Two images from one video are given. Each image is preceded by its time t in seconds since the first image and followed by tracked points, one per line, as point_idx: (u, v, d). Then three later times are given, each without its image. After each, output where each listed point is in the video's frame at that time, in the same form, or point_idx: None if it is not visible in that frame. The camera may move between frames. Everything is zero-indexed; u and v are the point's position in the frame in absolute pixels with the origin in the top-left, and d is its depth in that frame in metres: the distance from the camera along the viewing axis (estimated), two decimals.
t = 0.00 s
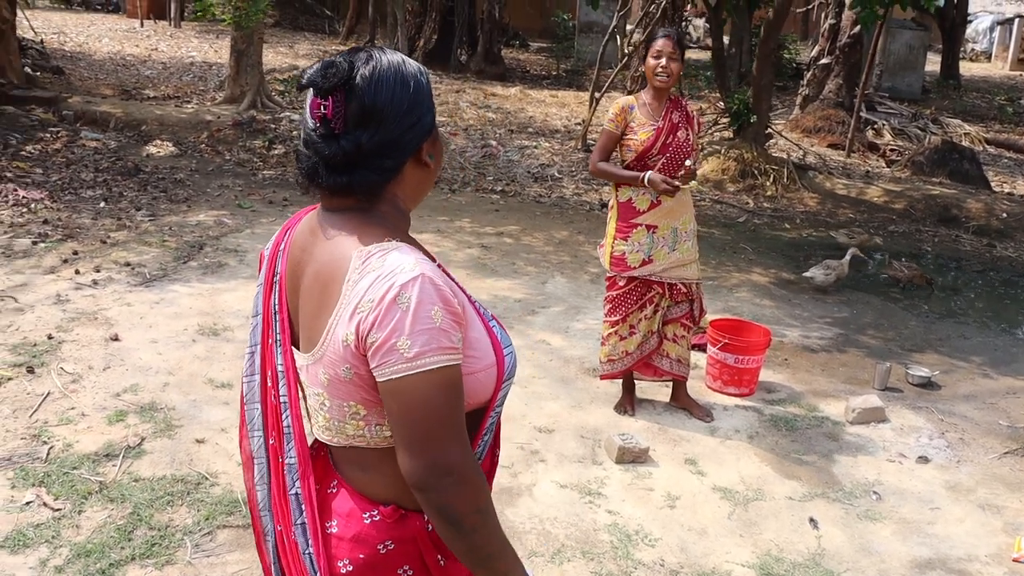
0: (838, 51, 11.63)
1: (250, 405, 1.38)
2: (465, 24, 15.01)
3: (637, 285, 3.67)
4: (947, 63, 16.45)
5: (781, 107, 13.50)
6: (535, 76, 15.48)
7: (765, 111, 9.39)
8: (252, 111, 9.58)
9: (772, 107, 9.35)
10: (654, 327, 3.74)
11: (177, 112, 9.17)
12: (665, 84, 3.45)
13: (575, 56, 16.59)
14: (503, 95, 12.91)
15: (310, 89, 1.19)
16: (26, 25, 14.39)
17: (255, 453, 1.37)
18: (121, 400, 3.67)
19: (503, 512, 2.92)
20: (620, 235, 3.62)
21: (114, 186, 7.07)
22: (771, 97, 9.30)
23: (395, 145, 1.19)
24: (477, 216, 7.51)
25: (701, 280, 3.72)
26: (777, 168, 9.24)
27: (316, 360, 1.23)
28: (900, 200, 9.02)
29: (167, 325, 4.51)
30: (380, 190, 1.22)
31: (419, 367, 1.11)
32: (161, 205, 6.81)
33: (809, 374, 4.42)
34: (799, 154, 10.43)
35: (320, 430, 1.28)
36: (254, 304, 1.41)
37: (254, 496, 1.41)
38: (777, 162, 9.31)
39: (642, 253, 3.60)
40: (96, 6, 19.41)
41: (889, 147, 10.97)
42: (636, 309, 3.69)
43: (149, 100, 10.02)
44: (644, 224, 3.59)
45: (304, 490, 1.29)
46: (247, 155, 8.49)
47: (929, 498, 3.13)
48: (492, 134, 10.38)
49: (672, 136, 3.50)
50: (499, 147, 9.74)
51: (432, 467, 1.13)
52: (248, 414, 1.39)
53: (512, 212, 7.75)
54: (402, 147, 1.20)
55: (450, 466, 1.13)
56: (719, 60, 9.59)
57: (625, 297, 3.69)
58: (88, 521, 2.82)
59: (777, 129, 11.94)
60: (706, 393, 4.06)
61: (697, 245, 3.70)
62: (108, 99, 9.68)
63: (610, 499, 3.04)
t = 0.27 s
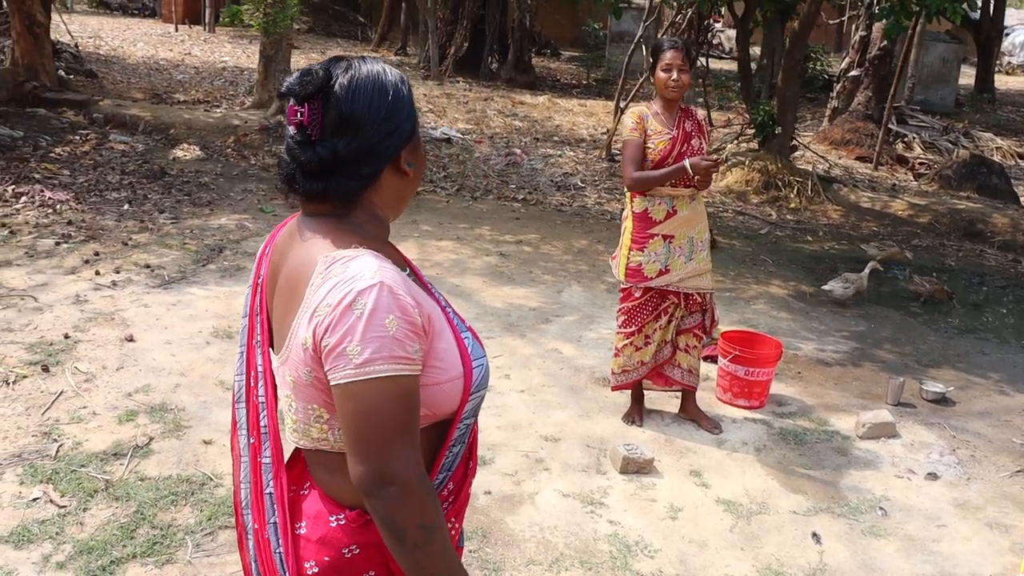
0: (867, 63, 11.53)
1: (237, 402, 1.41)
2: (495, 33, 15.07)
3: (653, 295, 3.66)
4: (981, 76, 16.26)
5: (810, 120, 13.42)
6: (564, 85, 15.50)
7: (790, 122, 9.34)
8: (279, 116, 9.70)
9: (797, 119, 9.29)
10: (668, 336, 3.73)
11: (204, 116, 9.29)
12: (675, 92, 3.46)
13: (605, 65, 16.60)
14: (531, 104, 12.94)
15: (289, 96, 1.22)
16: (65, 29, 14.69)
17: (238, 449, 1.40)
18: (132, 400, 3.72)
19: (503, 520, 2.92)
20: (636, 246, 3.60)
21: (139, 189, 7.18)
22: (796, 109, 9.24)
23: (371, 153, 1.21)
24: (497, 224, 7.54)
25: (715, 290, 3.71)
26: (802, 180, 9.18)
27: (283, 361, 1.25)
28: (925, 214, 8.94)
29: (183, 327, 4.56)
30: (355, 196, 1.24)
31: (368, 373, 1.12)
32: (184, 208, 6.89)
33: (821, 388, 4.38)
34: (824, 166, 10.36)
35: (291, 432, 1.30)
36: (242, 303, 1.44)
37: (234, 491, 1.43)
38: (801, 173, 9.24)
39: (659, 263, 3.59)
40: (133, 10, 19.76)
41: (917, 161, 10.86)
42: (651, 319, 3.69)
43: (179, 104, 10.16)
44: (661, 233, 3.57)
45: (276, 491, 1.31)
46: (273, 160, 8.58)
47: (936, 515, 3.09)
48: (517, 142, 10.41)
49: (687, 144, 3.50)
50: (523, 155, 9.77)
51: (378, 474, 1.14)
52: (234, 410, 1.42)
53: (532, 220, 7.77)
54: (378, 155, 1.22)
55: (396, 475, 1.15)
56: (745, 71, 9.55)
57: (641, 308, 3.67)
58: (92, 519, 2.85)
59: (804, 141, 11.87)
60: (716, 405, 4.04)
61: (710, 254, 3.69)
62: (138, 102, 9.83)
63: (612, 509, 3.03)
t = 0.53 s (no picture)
0: (901, 72, 11.40)
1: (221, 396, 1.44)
2: (528, 37, 15.10)
3: (666, 301, 3.65)
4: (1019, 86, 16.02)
5: (842, 128, 13.31)
6: (595, 90, 15.50)
7: (818, 130, 9.26)
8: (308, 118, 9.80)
9: (825, 127, 9.21)
10: (682, 343, 3.72)
11: (234, 116, 9.40)
12: (692, 99, 3.44)
13: (636, 71, 16.57)
14: (560, 108, 12.95)
15: (258, 97, 1.24)
16: (104, 29, 14.99)
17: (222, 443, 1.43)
18: (147, 394, 3.77)
19: (507, 522, 2.93)
20: (649, 252, 3.60)
21: (167, 187, 7.28)
22: (824, 116, 9.17)
23: (339, 153, 1.23)
24: (520, 227, 7.55)
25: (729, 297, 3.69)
26: (829, 189, 9.11)
27: (252, 358, 1.27)
28: (954, 225, 8.85)
29: (201, 323, 4.62)
30: (324, 196, 1.26)
31: (328, 373, 1.14)
32: (209, 206, 6.98)
33: (836, 398, 4.34)
34: (852, 175, 10.25)
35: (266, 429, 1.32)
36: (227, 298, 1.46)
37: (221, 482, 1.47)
38: (829, 182, 9.16)
39: (671, 269, 3.58)
40: (171, 12, 20.10)
41: (949, 171, 10.71)
42: (664, 325, 3.67)
43: (210, 104, 10.30)
44: (674, 239, 3.56)
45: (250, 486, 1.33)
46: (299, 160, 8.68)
47: (946, 528, 3.05)
48: (544, 146, 10.43)
49: (701, 151, 3.49)
50: (549, 159, 9.78)
51: (339, 473, 1.17)
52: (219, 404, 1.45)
53: (555, 224, 7.77)
54: (346, 155, 1.23)
55: (358, 473, 1.17)
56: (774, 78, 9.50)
57: (655, 314, 3.66)
58: (101, 509, 2.90)
59: (834, 150, 11.77)
60: (728, 413, 4.01)
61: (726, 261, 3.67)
62: (170, 102, 9.99)
63: (616, 513, 3.03)
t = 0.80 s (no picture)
0: (910, 76, 11.35)
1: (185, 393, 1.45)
2: (539, 39, 15.11)
3: (654, 302, 3.65)
4: None
5: (851, 133, 13.28)
6: (605, 93, 15.50)
7: (824, 134, 9.24)
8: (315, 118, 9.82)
9: (831, 131, 9.19)
10: (671, 344, 3.70)
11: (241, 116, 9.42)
12: (690, 103, 3.42)
13: (647, 74, 16.55)
14: (569, 111, 12.95)
15: (209, 95, 1.24)
16: (116, 29, 15.08)
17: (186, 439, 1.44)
18: (144, 391, 3.78)
19: (497, 522, 2.93)
20: (638, 251, 3.61)
21: (172, 185, 7.30)
22: (830, 120, 9.14)
23: (293, 150, 1.23)
24: (523, 229, 7.54)
25: (719, 300, 3.66)
26: (834, 193, 9.08)
27: (206, 357, 1.27)
28: (960, 230, 8.83)
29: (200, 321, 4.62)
30: (279, 194, 1.26)
31: (278, 370, 1.14)
32: (214, 205, 6.99)
33: (833, 401, 4.32)
34: (859, 179, 10.22)
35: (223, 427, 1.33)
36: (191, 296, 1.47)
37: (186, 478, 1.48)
38: (834, 186, 9.13)
39: (659, 270, 3.57)
40: (184, 12, 20.21)
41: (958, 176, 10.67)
42: (652, 326, 3.67)
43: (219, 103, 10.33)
44: (662, 240, 3.56)
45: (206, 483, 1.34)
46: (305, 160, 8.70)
47: (938, 533, 3.04)
48: (551, 148, 10.43)
49: (693, 153, 3.48)
50: (555, 161, 9.78)
51: (294, 471, 1.17)
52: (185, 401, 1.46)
53: (559, 226, 7.76)
54: (299, 152, 1.23)
55: (312, 470, 1.17)
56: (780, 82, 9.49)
57: (643, 314, 3.67)
58: (93, 505, 2.90)
59: (842, 155, 11.74)
60: (723, 415, 4.00)
61: (717, 265, 3.64)
62: (179, 101, 10.01)
63: (607, 514, 3.02)
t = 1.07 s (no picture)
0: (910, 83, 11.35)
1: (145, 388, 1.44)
2: (541, 43, 15.12)
3: (643, 305, 3.63)
4: None
5: (851, 139, 13.30)
6: (606, 98, 15.50)
7: (823, 140, 9.24)
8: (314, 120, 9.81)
9: (830, 137, 9.18)
10: (659, 348, 3.68)
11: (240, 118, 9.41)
12: (683, 108, 3.42)
13: (648, 79, 16.57)
14: (570, 116, 12.95)
15: (174, 82, 1.23)
16: (117, 31, 15.10)
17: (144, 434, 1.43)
18: (138, 392, 3.76)
19: (487, 525, 2.91)
20: (627, 254, 3.60)
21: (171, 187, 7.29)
22: (829, 126, 9.13)
23: (252, 147, 1.22)
24: (521, 232, 7.53)
25: (709, 304, 3.65)
26: (833, 199, 9.07)
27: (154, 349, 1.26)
28: (958, 237, 8.83)
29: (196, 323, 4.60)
30: (234, 188, 1.25)
31: (214, 366, 1.13)
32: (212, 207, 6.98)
33: (827, 407, 4.31)
34: (858, 186, 10.22)
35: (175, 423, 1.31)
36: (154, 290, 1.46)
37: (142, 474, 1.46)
38: (833, 192, 9.13)
39: (647, 273, 3.56)
40: (186, 14, 20.24)
41: (958, 183, 10.68)
42: (641, 329, 3.65)
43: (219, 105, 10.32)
44: (651, 244, 3.54)
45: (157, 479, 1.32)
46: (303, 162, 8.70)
47: (929, 539, 3.02)
48: (551, 152, 10.42)
49: (683, 158, 3.47)
50: (554, 165, 9.78)
51: (226, 470, 1.16)
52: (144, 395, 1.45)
53: (557, 230, 7.75)
54: (260, 150, 1.23)
55: (244, 471, 1.16)
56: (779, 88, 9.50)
57: (631, 317, 3.65)
58: (84, 505, 2.88)
59: (841, 161, 11.75)
60: (717, 420, 3.99)
61: (706, 270, 3.63)
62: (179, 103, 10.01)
63: (597, 518, 3.01)
